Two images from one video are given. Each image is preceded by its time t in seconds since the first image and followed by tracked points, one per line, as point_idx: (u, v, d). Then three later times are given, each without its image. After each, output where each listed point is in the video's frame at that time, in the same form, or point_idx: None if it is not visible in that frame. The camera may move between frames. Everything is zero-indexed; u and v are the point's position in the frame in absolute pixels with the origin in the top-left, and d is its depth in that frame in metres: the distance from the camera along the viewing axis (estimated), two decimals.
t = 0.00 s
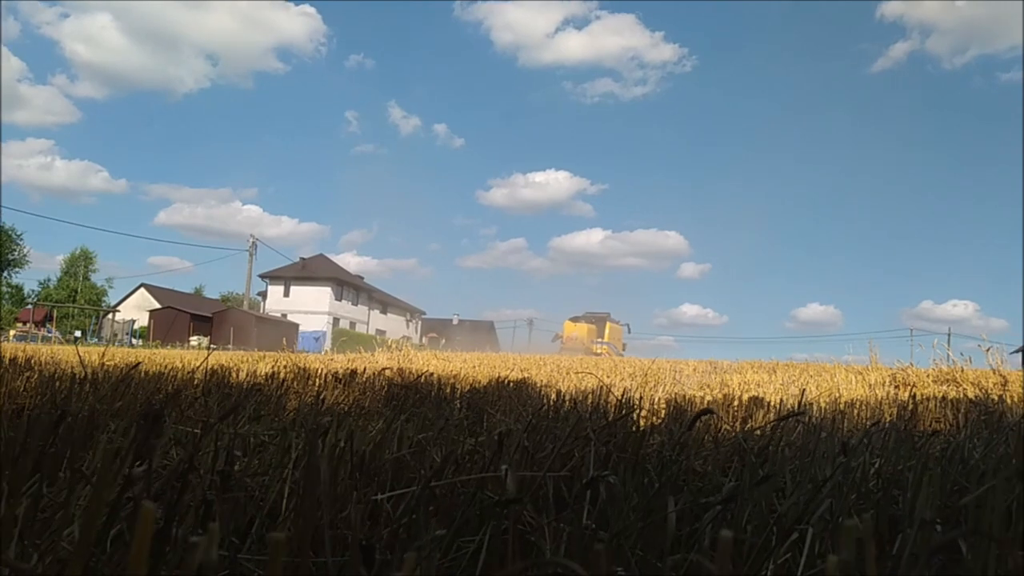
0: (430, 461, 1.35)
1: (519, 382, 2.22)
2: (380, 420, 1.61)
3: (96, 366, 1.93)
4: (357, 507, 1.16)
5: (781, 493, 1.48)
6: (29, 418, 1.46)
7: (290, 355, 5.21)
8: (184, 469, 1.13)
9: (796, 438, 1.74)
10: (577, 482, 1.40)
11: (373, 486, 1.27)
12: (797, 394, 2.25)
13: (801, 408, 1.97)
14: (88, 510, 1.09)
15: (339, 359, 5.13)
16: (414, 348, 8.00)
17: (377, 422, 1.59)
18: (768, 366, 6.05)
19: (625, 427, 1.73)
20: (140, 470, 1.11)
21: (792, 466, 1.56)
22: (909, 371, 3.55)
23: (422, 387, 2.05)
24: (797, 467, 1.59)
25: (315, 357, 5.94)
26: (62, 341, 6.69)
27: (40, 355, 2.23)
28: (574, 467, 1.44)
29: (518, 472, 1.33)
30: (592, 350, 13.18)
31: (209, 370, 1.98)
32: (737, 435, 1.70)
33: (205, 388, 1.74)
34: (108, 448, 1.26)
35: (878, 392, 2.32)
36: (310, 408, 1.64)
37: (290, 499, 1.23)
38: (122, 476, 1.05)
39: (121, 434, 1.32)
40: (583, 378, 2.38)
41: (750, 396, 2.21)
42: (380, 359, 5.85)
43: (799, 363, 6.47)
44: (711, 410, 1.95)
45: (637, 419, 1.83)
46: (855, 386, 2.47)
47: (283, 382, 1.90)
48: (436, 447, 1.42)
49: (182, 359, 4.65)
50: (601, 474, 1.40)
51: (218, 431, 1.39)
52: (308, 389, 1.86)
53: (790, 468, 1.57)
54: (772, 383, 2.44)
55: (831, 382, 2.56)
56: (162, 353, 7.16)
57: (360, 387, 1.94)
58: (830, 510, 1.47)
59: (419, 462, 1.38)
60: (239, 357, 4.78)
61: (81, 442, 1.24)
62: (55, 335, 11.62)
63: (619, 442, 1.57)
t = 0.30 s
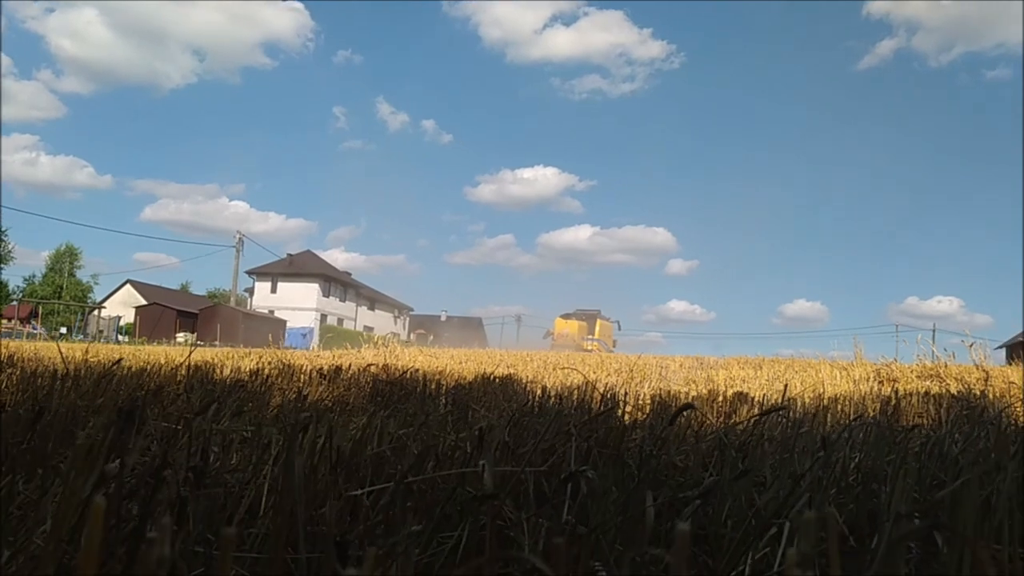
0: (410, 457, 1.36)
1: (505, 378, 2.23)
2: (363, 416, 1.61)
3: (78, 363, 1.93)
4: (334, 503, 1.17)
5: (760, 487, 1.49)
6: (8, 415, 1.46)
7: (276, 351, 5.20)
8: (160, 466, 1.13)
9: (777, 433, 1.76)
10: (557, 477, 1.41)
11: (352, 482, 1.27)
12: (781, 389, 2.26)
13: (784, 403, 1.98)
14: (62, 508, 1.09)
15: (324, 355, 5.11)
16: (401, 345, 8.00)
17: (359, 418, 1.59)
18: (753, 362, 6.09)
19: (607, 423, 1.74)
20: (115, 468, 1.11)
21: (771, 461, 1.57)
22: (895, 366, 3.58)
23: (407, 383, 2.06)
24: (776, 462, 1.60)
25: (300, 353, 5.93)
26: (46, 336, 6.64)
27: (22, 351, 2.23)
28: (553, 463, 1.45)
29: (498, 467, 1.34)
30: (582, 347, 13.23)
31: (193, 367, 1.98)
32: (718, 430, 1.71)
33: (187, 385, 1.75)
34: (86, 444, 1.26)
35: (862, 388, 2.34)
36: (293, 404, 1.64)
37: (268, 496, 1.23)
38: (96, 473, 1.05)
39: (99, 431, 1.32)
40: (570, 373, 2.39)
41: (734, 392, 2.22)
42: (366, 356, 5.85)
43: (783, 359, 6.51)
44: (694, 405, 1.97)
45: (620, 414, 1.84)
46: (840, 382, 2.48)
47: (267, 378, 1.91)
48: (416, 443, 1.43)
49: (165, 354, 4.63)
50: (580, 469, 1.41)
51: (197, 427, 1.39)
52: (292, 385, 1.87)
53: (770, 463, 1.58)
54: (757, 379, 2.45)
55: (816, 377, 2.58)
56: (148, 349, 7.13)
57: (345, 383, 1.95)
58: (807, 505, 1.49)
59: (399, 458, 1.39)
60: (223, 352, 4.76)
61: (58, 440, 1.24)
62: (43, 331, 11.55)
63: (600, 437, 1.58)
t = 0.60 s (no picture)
0: (390, 453, 1.37)
1: (490, 375, 2.23)
2: (345, 412, 1.61)
3: (60, 360, 1.93)
4: (313, 499, 1.17)
5: (739, 483, 1.50)
6: None
7: (261, 348, 5.19)
8: (135, 462, 1.13)
9: (757, 429, 1.77)
10: (537, 474, 1.42)
11: (331, 478, 1.28)
12: (764, 386, 2.28)
13: (766, 400, 2.00)
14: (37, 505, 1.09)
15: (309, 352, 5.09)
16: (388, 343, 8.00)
17: (341, 414, 1.60)
18: (738, 360, 6.11)
19: (590, 419, 1.75)
20: (91, 465, 1.11)
21: (750, 457, 1.58)
22: (880, 364, 3.61)
23: (392, 380, 2.07)
24: (756, 458, 1.61)
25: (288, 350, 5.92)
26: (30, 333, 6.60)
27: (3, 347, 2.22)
28: (534, 459, 1.45)
29: (478, 464, 1.34)
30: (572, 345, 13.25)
31: (175, 365, 1.98)
32: (700, 427, 1.72)
33: (169, 381, 1.74)
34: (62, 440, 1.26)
35: (845, 385, 2.36)
36: (275, 401, 1.64)
37: (246, 493, 1.23)
38: (71, 470, 1.05)
39: (77, 428, 1.32)
40: (555, 371, 2.40)
41: (718, 389, 2.24)
42: (351, 353, 5.84)
43: (769, 356, 6.54)
44: (677, 402, 1.98)
45: (603, 411, 1.85)
46: (823, 379, 2.50)
47: (250, 375, 1.91)
48: (397, 439, 1.44)
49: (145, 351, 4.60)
50: (560, 465, 1.42)
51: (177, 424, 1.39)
52: (276, 382, 1.87)
53: (749, 459, 1.60)
54: (742, 376, 2.47)
55: (799, 374, 2.60)
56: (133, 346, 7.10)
57: (328, 380, 1.95)
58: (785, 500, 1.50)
59: (379, 454, 1.39)
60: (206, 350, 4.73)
61: (34, 437, 1.24)
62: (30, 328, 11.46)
63: (582, 434, 1.59)
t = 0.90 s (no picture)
0: (368, 451, 1.37)
1: (474, 373, 2.24)
2: (326, 411, 1.61)
3: (40, 357, 1.91)
4: (289, 498, 1.17)
5: (718, 481, 1.51)
6: None
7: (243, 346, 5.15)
8: (111, 461, 1.13)
9: (738, 429, 1.78)
10: (517, 472, 1.42)
11: (310, 477, 1.27)
12: (746, 385, 2.30)
13: (748, 399, 2.01)
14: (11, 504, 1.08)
15: (292, 350, 5.07)
16: (374, 342, 7.99)
17: (322, 413, 1.60)
18: (722, 359, 6.14)
19: (572, 418, 1.75)
20: (66, 463, 1.11)
21: (729, 456, 1.59)
22: (863, 363, 3.64)
23: (375, 378, 2.06)
24: (736, 456, 1.62)
25: (272, 348, 5.89)
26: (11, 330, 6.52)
27: None
28: (515, 459, 1.46)
29: (457, 463, 1.35)
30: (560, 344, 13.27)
31: (156, 363, 1.97)
32: (680, 426, 1.73)
33: (149, 379, 1.74)
34: (37, 439, 1.25)
35: (827, 384, 2.38)
36: (255, 399, 1.64)
37: (224, 492, 1.23)
38: (45, 469, 1.04)
39: (54, 426, 1.31)
40: (540, 369, 2.40)
41: (701, 387, 2.25)
42: (336, 351, 5.82)
43: (753, 356, 6.56)
44: (659, 400, 1.99)
45: (586, 409, 1.85)
46: (806, 378, 2.52)
47: (233, 373, 1.90)
48: (376, 438, 1.44)
49: (123, 348, 4.55)
50: (539, 464, 1.42)
51: (154, 423, 1.38)
52: (257, 380, 1.86)
53: (729, 458, 1.61)
54: (725, 375, 2.48)
55: (782, 373, 2.62)
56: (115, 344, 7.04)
57: (311, 379, 1.95)
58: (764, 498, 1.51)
59: (359, 453, 1.39)
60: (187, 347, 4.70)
61: (10, 435, 1.23)
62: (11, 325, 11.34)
63: (563, 433, 1.59)
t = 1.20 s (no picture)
0: (349, 451, 1.37)
1: (460, 372, 2.24)
2: (309, 410, 1.61)
3: (22, 356, 1.90)
4: (268, 498, 1.17)
5: (700, 480, 1.52)
6: None
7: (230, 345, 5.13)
8: (89, 459, 1.12)
9: (721, 428, 1.79)
10: (499, 471, 1.42)
11: (290, 476, 1.27)
12: (731, 383, 2.31)
13: (732, 398, 2.03)
14: None
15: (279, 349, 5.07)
16: (362, 341, 7.97)
17: (305, 413, 1.59)
18: (709, 358, 6.16)
19: (556, 417, 1.76)
20: (42, 463, 1.10)
21: (711, 455, 1.60)
22: (848, 362, 3.67)
23: (360, 377, 2.07)
24: (718, 454, 1.63)
25: (259, 346, 5.87)
26: None
27: None
28: (497, 458, 1.46)
29: (438, 462, 1.35)
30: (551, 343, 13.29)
31: (139, 362, 1.97)
32: (663, 425, 1.74)
33: (132, 378, 1.73)
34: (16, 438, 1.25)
35: (811, 383, 2.40)
36: (238, 398, 1.64)
37: (204, 492, 1.22)
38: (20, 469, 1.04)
39: (33, 425, 1.31)
40: (526, 368, 2.41)
41: (686, 386, 2.26)
42: (324, 350, 5.81)
43: (738, 354, 6.60)
44: (644, 399, 2.00)
45: (570, 408, 1.86)
46: (791, 377, 2.54)
47: (217, 372, 1.90)
48: (358, 438, 1.44)
49: (106, 347, 4.52)
50: (520, 463, 1.43)
51: (134, 422, 1.38)
52: (242, 379, 1.86)
53: (711, 457, 1.62)
54: (710, 374, 2.49)
55: (767, 373, 2.64)
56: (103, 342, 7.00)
57: (296, 378, 1.95)
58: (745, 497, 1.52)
59: (340, 453, 1.39)
60: (175, 346, 4.68)
61: None
62: None
63: (546, 432, 1.60)
